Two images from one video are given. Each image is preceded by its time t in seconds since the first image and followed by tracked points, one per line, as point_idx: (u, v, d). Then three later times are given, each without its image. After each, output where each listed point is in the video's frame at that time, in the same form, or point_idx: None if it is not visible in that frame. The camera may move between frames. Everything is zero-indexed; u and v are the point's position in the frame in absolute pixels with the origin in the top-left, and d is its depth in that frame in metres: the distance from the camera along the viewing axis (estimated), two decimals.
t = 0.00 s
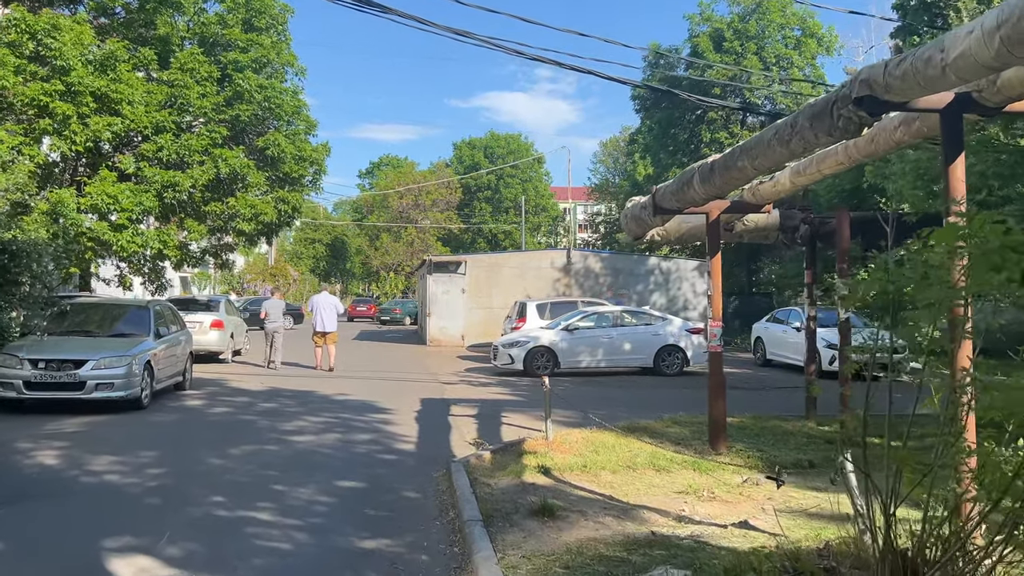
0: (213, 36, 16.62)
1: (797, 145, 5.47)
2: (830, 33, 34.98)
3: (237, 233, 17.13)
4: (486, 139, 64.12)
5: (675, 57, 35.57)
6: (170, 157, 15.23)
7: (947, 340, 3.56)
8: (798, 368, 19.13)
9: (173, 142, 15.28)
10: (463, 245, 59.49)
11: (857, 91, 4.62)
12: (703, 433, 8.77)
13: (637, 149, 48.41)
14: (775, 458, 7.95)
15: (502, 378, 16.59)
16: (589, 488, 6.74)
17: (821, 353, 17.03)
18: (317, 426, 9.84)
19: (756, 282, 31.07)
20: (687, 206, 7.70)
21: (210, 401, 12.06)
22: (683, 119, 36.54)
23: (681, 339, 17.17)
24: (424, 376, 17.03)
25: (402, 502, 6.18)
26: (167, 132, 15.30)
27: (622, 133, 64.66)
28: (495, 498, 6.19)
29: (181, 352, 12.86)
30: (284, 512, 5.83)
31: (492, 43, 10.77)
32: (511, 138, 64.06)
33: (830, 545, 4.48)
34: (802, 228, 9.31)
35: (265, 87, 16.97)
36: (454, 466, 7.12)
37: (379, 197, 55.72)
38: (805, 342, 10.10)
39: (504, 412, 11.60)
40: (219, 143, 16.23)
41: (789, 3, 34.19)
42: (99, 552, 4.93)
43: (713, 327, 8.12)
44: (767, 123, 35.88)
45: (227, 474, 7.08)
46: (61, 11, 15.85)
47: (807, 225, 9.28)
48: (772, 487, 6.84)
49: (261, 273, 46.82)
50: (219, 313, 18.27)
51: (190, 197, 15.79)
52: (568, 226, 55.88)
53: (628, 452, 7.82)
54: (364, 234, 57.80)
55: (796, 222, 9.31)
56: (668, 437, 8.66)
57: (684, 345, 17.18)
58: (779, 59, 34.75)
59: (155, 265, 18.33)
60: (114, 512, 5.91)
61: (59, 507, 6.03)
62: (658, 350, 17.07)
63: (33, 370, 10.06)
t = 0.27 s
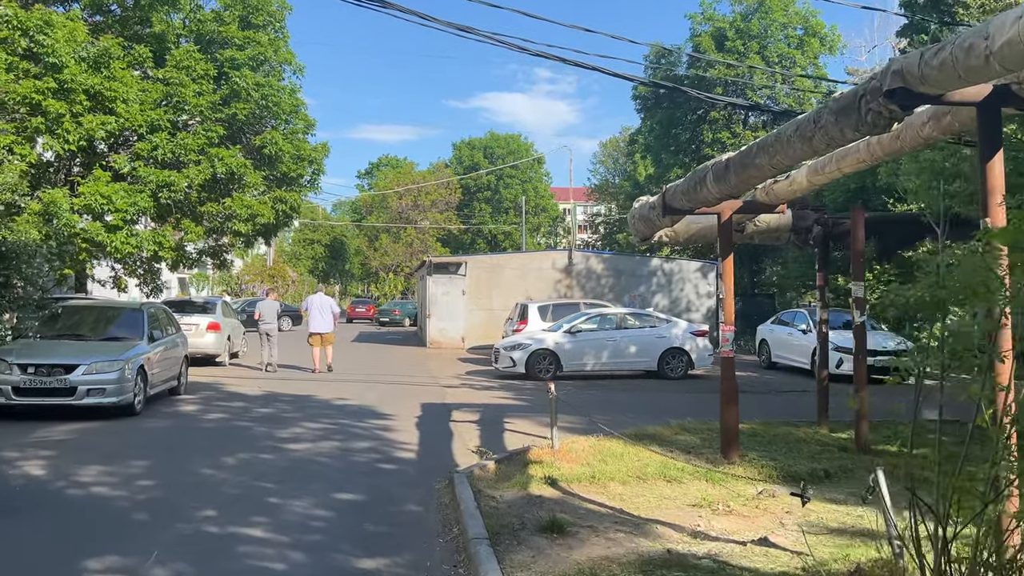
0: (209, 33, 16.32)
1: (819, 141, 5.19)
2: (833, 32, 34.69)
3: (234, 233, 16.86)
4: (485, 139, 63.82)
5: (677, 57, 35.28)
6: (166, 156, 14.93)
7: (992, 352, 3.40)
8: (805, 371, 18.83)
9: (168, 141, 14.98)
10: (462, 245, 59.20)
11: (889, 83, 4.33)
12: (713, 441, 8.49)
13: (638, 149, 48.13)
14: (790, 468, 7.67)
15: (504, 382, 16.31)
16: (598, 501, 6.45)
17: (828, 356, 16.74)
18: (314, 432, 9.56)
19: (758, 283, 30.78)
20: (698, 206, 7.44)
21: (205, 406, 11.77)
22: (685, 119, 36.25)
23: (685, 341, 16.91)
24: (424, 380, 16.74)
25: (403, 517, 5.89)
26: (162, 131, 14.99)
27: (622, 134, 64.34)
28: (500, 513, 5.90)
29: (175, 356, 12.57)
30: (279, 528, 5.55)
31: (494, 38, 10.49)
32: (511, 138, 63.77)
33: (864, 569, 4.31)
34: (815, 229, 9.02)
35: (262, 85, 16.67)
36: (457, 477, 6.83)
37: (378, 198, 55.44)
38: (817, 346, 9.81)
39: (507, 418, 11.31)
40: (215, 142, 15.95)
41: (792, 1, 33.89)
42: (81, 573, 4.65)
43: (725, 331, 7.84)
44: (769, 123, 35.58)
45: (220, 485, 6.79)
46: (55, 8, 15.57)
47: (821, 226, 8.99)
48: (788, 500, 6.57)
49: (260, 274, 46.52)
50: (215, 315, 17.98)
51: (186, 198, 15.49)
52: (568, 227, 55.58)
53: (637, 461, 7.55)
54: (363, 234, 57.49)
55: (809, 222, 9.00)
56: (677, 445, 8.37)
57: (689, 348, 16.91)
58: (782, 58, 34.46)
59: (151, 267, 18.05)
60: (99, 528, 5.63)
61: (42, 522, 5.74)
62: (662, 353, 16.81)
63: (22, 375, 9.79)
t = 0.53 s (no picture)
0: (206, 28, 16.03)
1: (844, 132, 4.91)
2: (836, 30, 34.41)
3: (231, 233, 16.56)
4: (485, 139, 63.53)
5: (679, 55, 35.01)
6: (161, 153, 14.64)
7: None
8: (810, 373, 18.56)
9: (163, 138, 14.68)
10: (462, 245, 58.91)
11: (925, 68, 4.05)
12: (723, 446, 8.21)
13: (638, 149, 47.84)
14: (805, 474, 7.39)
15: (505, 383, 16.02)
16: (608, 510, 6.16)
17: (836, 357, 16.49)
18: (311, 437, 9.27)
19: (761, 284, 30.51)
20: (711, 203, 7.15)
21: (200, 409, 11.49)
22: (687, 117, 35.97)
23: (690, 342, 16.64)
24: (424, 381, 16.46)
25: (403, 528, 5.61)
26: (156, 128, 14.69)
27: (622, 133, 64.04)
28: (506, 523, 5.62)
29: (170, 357, 12.29)
30: (273, 540, 5.27)
31: (497, 31, 10.19)
32: (510, 138, 63.49)
33: None
34: (829, 226, 8.68)
35: (259, 81, 16.37)
36: (459, 484, 6.55)
37: (377, 197, 55.16)
38: (829, 347, 9.52)
39: (509, 421, 11.02)
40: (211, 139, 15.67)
41: None
42: None
43: (737, 332, 7.56)
44: (771, 122, 35.31)
45: (212, 493, 6.50)
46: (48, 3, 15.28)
47: (834, 224, 8.65)
48: (805, 509, 6.30)
49: (258, 274, 46.24)
50: (212, 316, 17.70)
51: (181, 196, 15.19)
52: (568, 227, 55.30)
53: (646, 469, 7.26)
54: (362, 235, 57.19)
55: (822, 220, 8.68)
56: (687, 450, 8.09)
57: (693, 349, 16.64)
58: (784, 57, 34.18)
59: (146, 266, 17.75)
60: (83, 540, 5.34)
61: (23, 533, 5.46)
62: (666, 354, 16.54)
63: (10, 377, 9.50)
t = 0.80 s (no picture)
0: (201, 23, 15.73)
1: (871, 123, 4.62)
2: (839, 29, 34.18)
3: (227, 232, 16.26)
4: (485, 139, 63.28)
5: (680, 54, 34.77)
6: (155, 151, 14.32)
7: None
8: (816, 375, 18.28)
9: (157, 135, 14.36)
10: (461, 246, 58.63)
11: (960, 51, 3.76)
12: (734, 454, 7.92)
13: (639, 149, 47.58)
14: (821, 483, 7.10)
15: (506, 385, 15.73)
16: (616, 522, 5.86)
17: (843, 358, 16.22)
18: (307, 442, 8.97)
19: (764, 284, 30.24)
20: (723, 201, 6.84)
21: (194, 413, 11.18)
22: (688, 117, 35.72)
23: (694, 344, 16.36)
24: (423, 384, 16.17)
25: (401, 542, 5.31)
26: (150, 125, 14.38)
27: (622, 134, 63.81)
28: (509, 538, 5.32)
29: (163, 359, 12.00)
30: (263, 557, 4.97)
31: (499, 24, 9.88)
32: (510, 138, 63.24)
33: None
34: (841, 226, 8.39)
35: (255, 77, 16.08)
36: (461, 495, 6.25)
37: (377, 197, 54.87)
38: (841, 350, 9.22)
39: (511, 425, 10.72)
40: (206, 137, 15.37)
41: None
42: None
43: (749, 335, 7.27)
44: (773, 122, 35.07)
45: (201, 505, 6.20)
46: None
47: (847, 222, 8.36)
48: (823, 522, 6.00)
49: (256, 274, 45.94)
50: (207, 317, 17.41)
51: (175, 194, 14.87)
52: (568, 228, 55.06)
53: (654, 478, 6.96)
54: (361, 235, 56.93)
55: (835, 219, 8.42)
56: (696, 458, 7.80)
57: (697, 351, 16.36)
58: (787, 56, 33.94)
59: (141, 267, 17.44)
60: (61, 556, 5.04)
61: None
62: (670, 356, 16.25)
63: None
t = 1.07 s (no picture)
0: (197, 19, 15.44)
1: (902, 114, 4.34)
2: (841, 28, 33.93)
3: (223, 232, 15.98)
4: (484, 139, 63.03)
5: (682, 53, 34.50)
6: (150, 149, 14.03)
7: None
8: (821, 377, 18.01)
9: (152, 133, 14.07)
10: (461, 246, 58.31)
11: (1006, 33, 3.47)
12: (747, 461, 7.63)
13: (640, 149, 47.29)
14: (838, 492, 6.82)
15: (507, 388, 15.45)
16: (628, 535, 5.57)
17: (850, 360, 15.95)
18: (303, 448, 8.69)
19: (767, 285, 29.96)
20: (737, 197, 6.56)
21: (188, 417, 10.89)
22: (690, 116, 35.45)
23: (699, 345, 16.07)
24: (423, 386, 15.89)
25: (401, 558, 5.02)
26: (145, 123, 14.09)
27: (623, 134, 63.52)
28: (516, 553, 5.03)
29: (156, 362, 11.71)
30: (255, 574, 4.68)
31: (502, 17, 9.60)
32: (510, 137, 62.95)
33: None
34: (857, 224, 8.15)
35: (252, 74, 15.80)
36: (464, 505, 5.97)
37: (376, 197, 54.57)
38: (854, 353, 8.94)
39: (514, 430, 10.43)
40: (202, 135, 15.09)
41: None
42: None
43: (764, 337, 6.99)
44: (776, 121, 34.83)
45: (191, 516, 5.91)
46: None
47: (862, 221, 8.11)
48: (845, 534, 5.72)
49: (255, 274, 45.63)
50: (204, 318, 17.11)
51: (170, 193, 14.58)
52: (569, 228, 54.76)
53: (665, 487, 6.67)
54: (360, 235, 56.68)
55: (850, 217, 8.15)
56: (706, 465, 7.53)
57: (702, 352, 16.07)
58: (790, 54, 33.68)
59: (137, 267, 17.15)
60: (40, 573, 4.74)
61: None
62: (675, 358, 15.96)
63: None
